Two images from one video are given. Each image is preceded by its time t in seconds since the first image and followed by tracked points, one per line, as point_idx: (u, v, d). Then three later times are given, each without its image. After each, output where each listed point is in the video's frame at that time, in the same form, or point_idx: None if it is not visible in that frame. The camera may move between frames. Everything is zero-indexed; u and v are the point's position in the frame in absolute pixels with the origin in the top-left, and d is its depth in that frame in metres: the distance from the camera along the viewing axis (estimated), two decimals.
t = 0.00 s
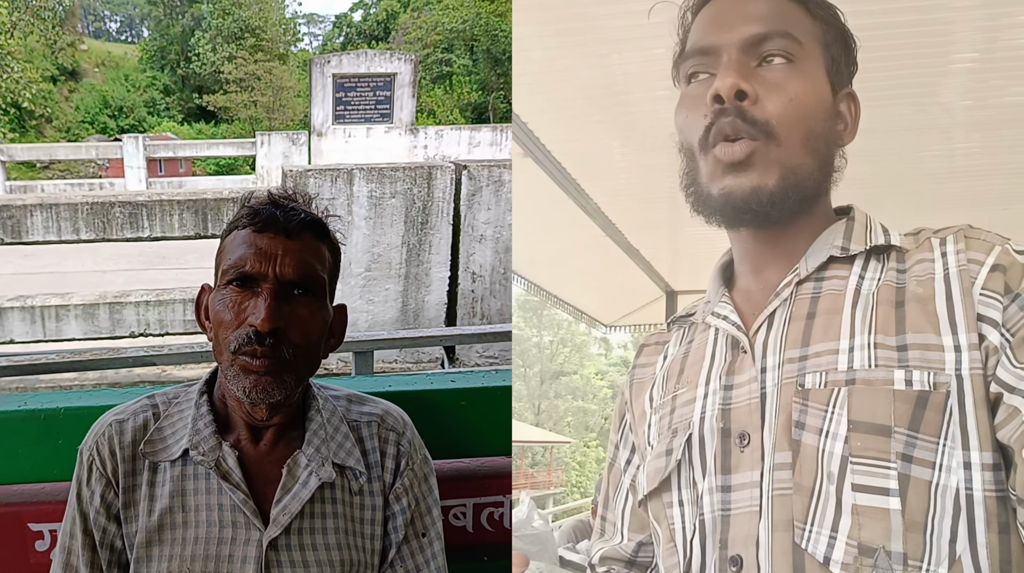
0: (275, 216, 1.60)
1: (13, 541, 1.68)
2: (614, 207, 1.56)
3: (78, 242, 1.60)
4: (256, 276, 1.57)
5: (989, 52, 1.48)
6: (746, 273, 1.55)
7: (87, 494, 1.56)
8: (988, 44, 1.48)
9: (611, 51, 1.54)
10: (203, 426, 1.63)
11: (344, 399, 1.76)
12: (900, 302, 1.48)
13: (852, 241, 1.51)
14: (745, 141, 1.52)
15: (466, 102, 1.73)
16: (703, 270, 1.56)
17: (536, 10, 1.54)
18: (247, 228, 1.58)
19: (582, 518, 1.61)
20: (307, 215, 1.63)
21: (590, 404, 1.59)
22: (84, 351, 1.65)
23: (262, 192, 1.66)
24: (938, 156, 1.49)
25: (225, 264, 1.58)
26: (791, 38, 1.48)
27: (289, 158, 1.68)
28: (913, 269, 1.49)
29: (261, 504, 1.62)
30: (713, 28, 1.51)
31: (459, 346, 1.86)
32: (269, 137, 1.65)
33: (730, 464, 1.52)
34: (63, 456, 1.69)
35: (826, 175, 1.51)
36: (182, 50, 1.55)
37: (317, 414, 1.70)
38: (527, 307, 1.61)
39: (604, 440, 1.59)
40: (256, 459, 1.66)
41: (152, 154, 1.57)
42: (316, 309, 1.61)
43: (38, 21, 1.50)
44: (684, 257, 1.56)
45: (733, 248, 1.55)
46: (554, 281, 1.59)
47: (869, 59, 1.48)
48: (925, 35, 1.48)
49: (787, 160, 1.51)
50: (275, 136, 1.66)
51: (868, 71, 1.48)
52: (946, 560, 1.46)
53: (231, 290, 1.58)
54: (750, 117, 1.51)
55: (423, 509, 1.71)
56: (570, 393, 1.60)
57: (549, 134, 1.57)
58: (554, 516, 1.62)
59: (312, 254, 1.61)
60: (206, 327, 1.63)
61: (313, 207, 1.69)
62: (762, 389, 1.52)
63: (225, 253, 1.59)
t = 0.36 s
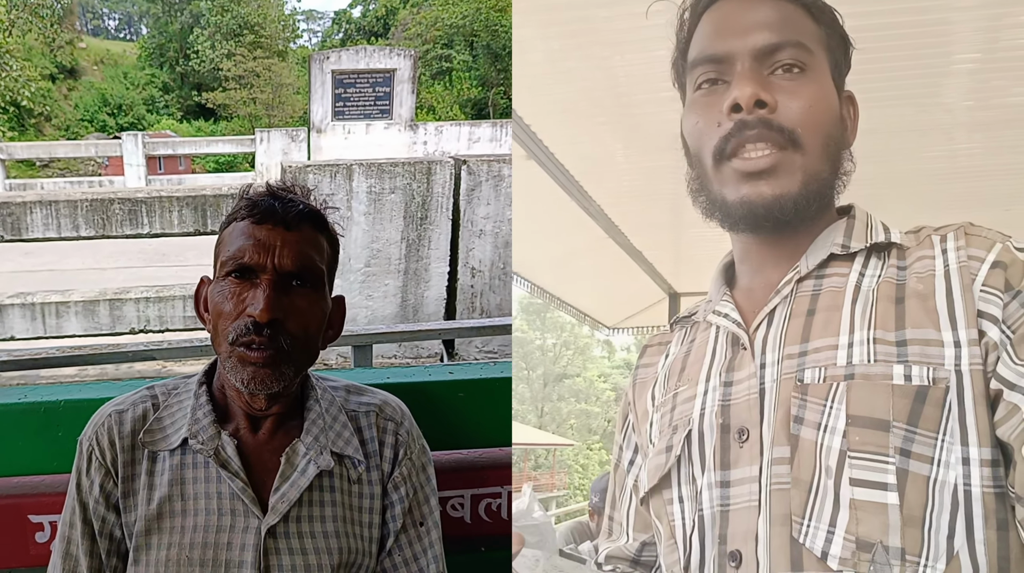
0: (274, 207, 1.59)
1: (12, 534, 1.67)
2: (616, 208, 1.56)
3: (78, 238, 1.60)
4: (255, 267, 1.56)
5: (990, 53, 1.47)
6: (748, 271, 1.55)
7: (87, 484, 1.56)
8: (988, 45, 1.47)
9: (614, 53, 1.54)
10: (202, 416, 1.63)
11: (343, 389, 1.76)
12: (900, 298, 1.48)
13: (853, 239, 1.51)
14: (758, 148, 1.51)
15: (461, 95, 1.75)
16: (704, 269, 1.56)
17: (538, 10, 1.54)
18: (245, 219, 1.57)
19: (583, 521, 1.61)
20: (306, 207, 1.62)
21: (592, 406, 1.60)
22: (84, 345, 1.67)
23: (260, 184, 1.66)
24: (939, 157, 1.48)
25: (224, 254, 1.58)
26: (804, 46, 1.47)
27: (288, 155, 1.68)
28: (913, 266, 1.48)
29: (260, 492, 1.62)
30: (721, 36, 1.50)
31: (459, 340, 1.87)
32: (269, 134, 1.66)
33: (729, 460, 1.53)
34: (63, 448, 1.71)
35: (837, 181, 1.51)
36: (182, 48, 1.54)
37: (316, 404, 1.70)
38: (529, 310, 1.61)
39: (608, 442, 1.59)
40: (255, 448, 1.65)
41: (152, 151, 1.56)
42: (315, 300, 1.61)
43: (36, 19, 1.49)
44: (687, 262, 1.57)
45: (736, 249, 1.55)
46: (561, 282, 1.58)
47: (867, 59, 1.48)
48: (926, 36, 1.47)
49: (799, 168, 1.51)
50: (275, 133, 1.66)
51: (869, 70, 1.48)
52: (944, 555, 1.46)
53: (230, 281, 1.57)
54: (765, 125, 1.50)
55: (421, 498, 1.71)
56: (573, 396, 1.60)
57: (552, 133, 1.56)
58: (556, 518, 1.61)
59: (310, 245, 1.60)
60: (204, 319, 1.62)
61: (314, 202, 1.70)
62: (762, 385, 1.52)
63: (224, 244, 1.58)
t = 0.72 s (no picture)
0: (271, 210, 1.60)
1: (12, 534, 1.68)
2: (614, 206, 1.56)
3: (76, 240, 1.60)
4: (252, 270, 1.56)
5: (989, 51, 1.48)
6: (746, 271, 1.55)
7: (85, 487, 1.56)
8: (988, 41, 1.48)
9: (610, 52, 1.54)
10: (199, 420, 1.63)
11: (340, 392, 1.76)
12: (899, 298, 1.48)
13: (851, 238, 1.51)
14: (760, 142, 1.52)
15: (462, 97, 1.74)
16: (702, 268, 1.56)
17: (536, 11, 1.54)
18: (242, 222, 1.58)
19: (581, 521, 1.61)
20: (303, 210, 1.62)
21: (592, 406, 1.59)
22: (82, 347, 1.66)
23: (258, 188, 1.65)
24: (936, 156, 1.49)
25: (221, 257, 1.58)
26: (809, 41, 1.48)
27: (287, 157, 1.68)
28: (912, 265, 1.49)
29: (257, 495, 1.62)
30: (728, 27, 1.50)
31: (457, 343, 1.86)
32: (268, 136, 1.65)
33: (730, 462, 1.52)
34: (61, 449, 1.70)
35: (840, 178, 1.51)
36: (181, 49, 1.54)
37: (314, 408, 1.70)
38: (529, 310, 1.60)
39: (607, 443, 1.59)
40: (252, 452, 1.65)
41: (151, 152, 1.56)
42: (312, 304, 1.61)
43: (35, 20, 1.50)
44: (685, 257, 1.56)
45: (732, 248, 1.55)
46: (561, 283, 1.59)
47: (858, 62, 1.49)
48: (924, 32, 1.48)
49: (803, 163, 1.51)
50: (274, 134, 1.66)
51: (867, 70, 1.48)
52: (947, 557, 1.45)
53: (227, 284, 1.57)
54: (771, 117, 1.50)
55: (418, 502, 1.70)
56: (572, 395, 1.60)
57: (549, 133, 1.56)
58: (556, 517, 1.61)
59: (307, 248, 1.61)
60: (202, 321, 1.62)
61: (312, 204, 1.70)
62: (762, 386, 1.52)
63: (221, 248, 1.59)
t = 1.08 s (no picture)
0: (274, 212, 1.60)
1: (14, 538, 1.68)
2: (612, 205, 1.56)
3: (81, 241, 1.60)
4: (255, 272, 1.57)
5: (985, 50, 1.46)
6: (745, 268, 1.55)
7: (89, 491, 1.56)
8: (984, 41, 1.46)
9: (608, 50, 1.53)
10: (204, 423, 1.63)
11: (344, 395, 1.76)
12: (899, 297, 1.48)
13: (851, 236, 1.50)
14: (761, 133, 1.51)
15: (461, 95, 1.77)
16: (700, 267, 1.56)
17: (532, 8, 1.53)
18: (247, 224, 1.58)
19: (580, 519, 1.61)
20: (307, 211, 1.62)
21: (589, 404, 1.59)
22: (87, 349, 1.66)
23: (262, 189, 1.66)
24: (933, 155, 1.48)
25: (225, 260, 1.58)
26: (812, 33, 1.47)
27: (290, 158, 1.68)
28: (911, 264, 1.48)
29: (262, 500, 1.62)
30: (730, 18, 1.48)
31: (461, 344, 1.86)
32: (270, 137, 1.65)
33: (729, 460, 1.52)
34: (65, 452, 1.70)
35: (837, 166, 1.50)
36: (183, 51, 1.52)
37: (318, 410, 1.71)
38: (525, 308, 1.60)
39: (604, 440, 1.58)
40: (256, 456, 1.66)
41: (154, 154, 1.55)
42: (317, 305, 1.62)
43: (40, 23, 1.47)
44: (681, 260, 1.56)
45: (732, 246, 1.55)
46: (557, 278, 1.58)
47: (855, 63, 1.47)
48: (920, 32, 1.47)
49: (802, 150, 1.50)
50: (276, 136, 1.65)
51: (863, 69, 1.48)
52: (945, 556, 1.46)
53: (231, 286, 1.58)
54: (773, 105, 1.48)
55: (423, 505, 1.70)
56: (569, 393, 1.60)
57: (547, 129, 1.55)
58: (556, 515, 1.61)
59: (311, 251, 1.61)
60: (207, 323, 1.63)
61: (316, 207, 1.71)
62: (761, 385, 1.51)
63: (225, 250, 1.59)
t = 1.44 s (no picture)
0: (284, 222, 1.63)
1: (27, 548, 1.70)
2: (605, 199, 1.55)
3: (90, 250, 1.60)
4: (266, 282, 1.60)
5: (982, 45, 1.46)
6: (746, 262, 1.54)
7: (104, 502, 1.58)
8: (982, 35, 1.45)
9: (602, 43, 1.53)
10: (216, 434, 1.65)
11: (356, 404, 1.77)
12: (900, 296, 1.47)
13: (853, 232, 1.50)
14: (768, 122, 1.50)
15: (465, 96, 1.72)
16: (697, 262, 1.54)
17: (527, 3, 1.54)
18: (257, 235, 1.61)
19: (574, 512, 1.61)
20: (317, 222, 1.65)
21: (583, 397, 1.59)
22: (98, 358, 1.67)
23: (271, 198, 1.65)
24: (929, 149, 1.47)
25: (236, 271, 1.61)
26: (821, 27, 1.47)
27: (297, 163, 1.67)
28: (913, 262, 1.48)
29: (275, 510, 1.64)
30: (740, 8, 1.48)
31: (472, 348, 1.85)
32: (277, 143, 1.64)
33: (731, 458, 1.52)
34: (79, 462, 1.71)
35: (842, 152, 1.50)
36: (189, 58, 1.54)
37: (330, 420, 1.72)
38: (521, 301, 1.60)
39: (597, 431, 1.59)
40: (269, 466, 1.68)
41: (162, 161, 1.59)
42: (327, 315, 1.64)
43: (46, 33, 1.50)
44: (677, 252, 1.55)
45: (732, 241, 1.54)
46: (551, 271, 1.58)
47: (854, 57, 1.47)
48: (914, 24, 1.46)
49: (810, 135, 1.50)
50: (283, 141, 1.65)
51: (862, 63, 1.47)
52: (945, 555, 1.45)
53: (242, 296, 1.61)
54: (779, 91, 1.49)
55: (437, 514, 1.72)
56: (564, 385, 1.60)
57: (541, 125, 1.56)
58: (548, 508, 1.61)
59: (322, 260, 1.64)
60: (217, 333, 1.67)
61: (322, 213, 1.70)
62: (763, 382, 1.51)
63: (236, 261, 1.62)
